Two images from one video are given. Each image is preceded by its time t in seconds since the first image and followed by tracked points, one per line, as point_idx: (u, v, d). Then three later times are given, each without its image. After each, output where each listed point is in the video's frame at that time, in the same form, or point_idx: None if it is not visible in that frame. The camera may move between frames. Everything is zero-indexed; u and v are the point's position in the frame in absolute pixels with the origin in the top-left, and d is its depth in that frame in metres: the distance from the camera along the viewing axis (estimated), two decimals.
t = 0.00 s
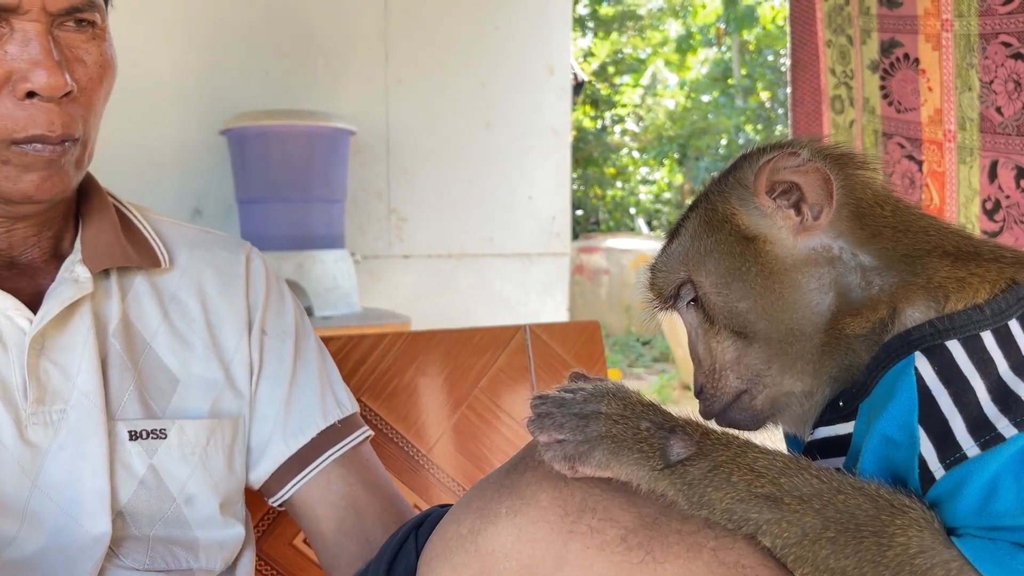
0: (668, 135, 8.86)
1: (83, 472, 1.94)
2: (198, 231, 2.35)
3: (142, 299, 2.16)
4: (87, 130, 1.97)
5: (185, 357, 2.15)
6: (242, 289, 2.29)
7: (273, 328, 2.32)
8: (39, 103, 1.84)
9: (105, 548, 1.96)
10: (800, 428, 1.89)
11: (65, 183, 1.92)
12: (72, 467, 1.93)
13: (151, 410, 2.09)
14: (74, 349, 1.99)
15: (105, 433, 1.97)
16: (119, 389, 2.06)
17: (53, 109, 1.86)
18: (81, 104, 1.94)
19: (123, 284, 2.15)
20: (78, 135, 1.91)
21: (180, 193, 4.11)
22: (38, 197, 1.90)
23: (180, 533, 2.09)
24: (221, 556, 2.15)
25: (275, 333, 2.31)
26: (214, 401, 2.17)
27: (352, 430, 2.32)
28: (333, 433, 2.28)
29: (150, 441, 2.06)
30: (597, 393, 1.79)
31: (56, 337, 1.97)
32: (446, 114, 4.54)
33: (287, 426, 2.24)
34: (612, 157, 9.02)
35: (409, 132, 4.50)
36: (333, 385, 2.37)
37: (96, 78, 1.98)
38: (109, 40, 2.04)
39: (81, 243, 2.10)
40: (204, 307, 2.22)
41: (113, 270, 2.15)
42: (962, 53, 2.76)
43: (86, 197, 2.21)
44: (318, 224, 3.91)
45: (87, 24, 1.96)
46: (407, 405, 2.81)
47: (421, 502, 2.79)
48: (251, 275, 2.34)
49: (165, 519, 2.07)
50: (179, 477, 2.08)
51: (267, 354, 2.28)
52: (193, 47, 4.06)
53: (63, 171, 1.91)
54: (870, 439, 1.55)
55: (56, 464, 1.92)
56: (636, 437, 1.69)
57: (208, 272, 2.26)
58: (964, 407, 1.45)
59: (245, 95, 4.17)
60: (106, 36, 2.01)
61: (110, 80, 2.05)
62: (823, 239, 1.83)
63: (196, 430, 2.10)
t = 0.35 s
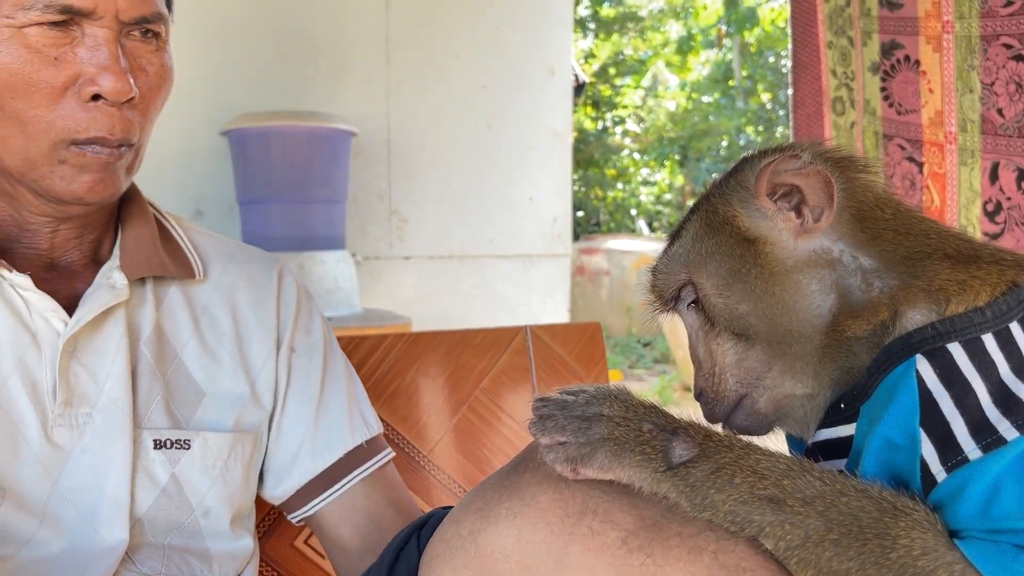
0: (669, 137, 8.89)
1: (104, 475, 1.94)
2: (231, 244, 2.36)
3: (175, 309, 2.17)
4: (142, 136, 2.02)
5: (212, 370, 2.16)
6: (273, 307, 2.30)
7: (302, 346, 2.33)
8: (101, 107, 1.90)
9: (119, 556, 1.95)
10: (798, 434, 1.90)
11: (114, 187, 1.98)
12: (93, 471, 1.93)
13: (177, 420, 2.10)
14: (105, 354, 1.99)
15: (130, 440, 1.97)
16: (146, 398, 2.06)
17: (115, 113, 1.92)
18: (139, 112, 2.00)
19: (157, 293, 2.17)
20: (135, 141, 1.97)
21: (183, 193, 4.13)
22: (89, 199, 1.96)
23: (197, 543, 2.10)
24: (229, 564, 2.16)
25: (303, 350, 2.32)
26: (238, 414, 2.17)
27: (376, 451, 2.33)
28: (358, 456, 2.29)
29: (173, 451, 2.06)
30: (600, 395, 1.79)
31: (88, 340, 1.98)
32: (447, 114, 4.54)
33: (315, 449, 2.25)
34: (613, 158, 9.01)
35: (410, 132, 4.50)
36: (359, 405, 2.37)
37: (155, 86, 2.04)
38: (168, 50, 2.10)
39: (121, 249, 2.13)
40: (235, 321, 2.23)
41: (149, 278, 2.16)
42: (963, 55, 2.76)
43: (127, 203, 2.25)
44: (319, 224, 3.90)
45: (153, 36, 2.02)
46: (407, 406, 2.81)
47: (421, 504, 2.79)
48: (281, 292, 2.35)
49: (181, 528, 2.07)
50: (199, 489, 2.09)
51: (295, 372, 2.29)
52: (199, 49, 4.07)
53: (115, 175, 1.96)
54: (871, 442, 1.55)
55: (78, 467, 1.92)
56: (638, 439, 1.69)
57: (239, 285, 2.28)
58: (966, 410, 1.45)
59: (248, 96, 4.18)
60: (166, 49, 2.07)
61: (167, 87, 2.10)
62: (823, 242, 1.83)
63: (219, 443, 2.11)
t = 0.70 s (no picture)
0: (669, 138, 8.92)
1: (117, 477, 1.95)
2: (255, 261, 2.40)
3: (199, 320, 2.20)
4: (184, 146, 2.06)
5: (228, 381, 2.18)
6: (297, 330, 2.35)
7: (320, 373, 2.40)
8: (153, 112, 1.94)
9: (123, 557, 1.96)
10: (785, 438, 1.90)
11: (152, 193, 2.00)
12: (106, 474, 1.94)
13: (192, 426, 2.12)
14: (124, 360, 2.01)
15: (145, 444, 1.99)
16: (163, 404, 2.09)
17: (164, 120, 1.96)
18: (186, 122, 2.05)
19: (181, 302, 2.20)
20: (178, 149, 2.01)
21: (185, 193, 4.18)
22: (127, 201, 1.98)
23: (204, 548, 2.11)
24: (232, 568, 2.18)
25: (320, 381, 2.40)
26: (250, 425, 2.19)
27: (370, 486, 2.45)
28: (354, 492, 2.42)
29: (185, 457, 2.07)
30: (594, 399, 1.79)
31: (108, 345, 1.99)
32: (447, 115, 4.55)
33: (323, 482, 2.36)
34: (613, 160, 9.07)
35: (411, 134, 4.51)
36: (365, 436, 2.48)
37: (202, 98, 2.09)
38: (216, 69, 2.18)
39: (146, 259, 2.15)
40: (257, 336, 2.27)
41: (174, 288, 2.19)
42: (962, 57, 2.83)
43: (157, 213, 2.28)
44: (321, 226, 3.93)
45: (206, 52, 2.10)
46: (407, 407, 2.82)
47: (421, 504, 2.80)
48: (307, 317, 2.41)
49: (188, 534, 2.08)
50: (208, 496, 2.10)
51: (312, 402, 2.37)
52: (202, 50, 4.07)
53: (155, 181, 1.99)
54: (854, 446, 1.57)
55: (91, 469, 1.93)
56: (633, 442, 1.69)
57: (264, 298, 2.32)
58: (944, 409, 1.45)
59: (250, 97, 4.20)
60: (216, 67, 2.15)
61: (211, 103, 2.14)
62: (795, 251, 1.85)
63: (231, 451, 2.13)
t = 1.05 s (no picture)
0: (668, 139, 8.95)
1: (121, 474, 1.95)
2: (261, 267, 2.40)
3: (205, 322, 2.20)
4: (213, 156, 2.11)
5: (233, 383, 2.18)
6: (304, 335, 2.36)
7: (323, 382, 2.41)
8: (190, 120, 1.99)
9: (121, 549, 1.96)
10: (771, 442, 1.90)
11: (177, 198, 2.04)
12: (109, 470, 1.94)
13: (198, 425, 2.12)
14: (130, 358, 2.00)
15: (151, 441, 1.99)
16: (168, 403, 2.09)
17: (198, 128, 2.00)
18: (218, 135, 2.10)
19: (189, 302, 2.20)
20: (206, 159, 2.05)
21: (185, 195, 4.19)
22: (152, 204, 2.02)
23: (206, 546, 2.11)
24: (231, 566, 2.18)
25: (324, 388, 2.41)
26: (256, 426, 2.21)
27: (365, 494, 2.46)
28: (349, 500, 2.42)
29: (190, 455, 2.08)
30: (589, 404, 1.76)
31: (116, 343, 1.99)
32: (446, 117, 4.56)
33: (319, 489, 2.37)
34: (613, 161, 9.02)
35: (411, 136, 4.52)
36: (360, 448, 2.49)
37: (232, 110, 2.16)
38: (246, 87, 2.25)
39: (156, 260, 2.17)
40: (264, 340, 2.27)
41: (182, 289, 2.19)
42: (961, 59, 2.80)
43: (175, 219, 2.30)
44: (321, 227, 3.95)
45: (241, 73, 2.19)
46: (408, 407, 2.82)
47: (421, 504, 2.81)
48: (314, 323, 2.42)
49: (190, 532, 2.09)
50: (212, 494, 2.10)
51: (313, 410, 2.38)
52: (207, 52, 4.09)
53: (181, 187, 2.03)
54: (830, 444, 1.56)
55: (95, 465, 1.93)
56: (628, 445, 1.67)
57: (273, 305, 2.33)
58: (909, 397, 1.43)
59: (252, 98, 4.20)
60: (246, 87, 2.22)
61: (239, 118, 2.22)
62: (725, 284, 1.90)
63: (235, 450, 2.13)
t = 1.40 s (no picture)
0: (668, 140, 8.95)
1: (116, 469, 1.96)
2: (259, 266, 2.40)
3: (204, 320, 2.21)
4: (212, 156, 2.12)
5: (231, 381, 2.19)
6: (303, 334, 2.37)
7: (322, 382, 2.42)
8: (192, 117, 2.00)
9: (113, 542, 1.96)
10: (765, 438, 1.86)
11: (176, 195, 2.05)
12: (104, 465, 1.94)
13: (194, 421, 2.12)
14: (128, 353, 2.01)
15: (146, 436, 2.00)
16: (166, 399, 2.09)
17: (196, 126, 2.00)
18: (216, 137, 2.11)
19: (186, 300, 2.20)
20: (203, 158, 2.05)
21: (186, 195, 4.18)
22: (151, 201, 2.02)
23: (201, 542, 2.12)
24: (227, 564, 2.18)
25: (324, 385, 2.42)
26: (256, 424, 2.22)
27: (365, 495, 2.47)
28: (349, 500, 2.42)
29: (187, 450, 2.09)
30: (580, 398, 1.73)
31: (112, 339, 2.00)
32: (445, 118, 4.56)
33: (318, 487, 2.38)
34: (613, 162, 9.05)
35: (411, 136, 4.52)
36: (360, 451, 2.48)
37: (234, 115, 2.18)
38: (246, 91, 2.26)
39: (154, 260, 2.17)
40: (263, 339, 2.28)
41: (180, 286, 2.19)
42: (961, 59, 2.82)
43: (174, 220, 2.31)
44: (322, 227, 3.96)
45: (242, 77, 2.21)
46: (407, 407, 2.83)
47: (420, 504, 2.81)
48: (315, 322, 2.43)
49: (186, 528, 2.09)
50: (209, 490, 2.11)
51: (314, 407, 2.38)
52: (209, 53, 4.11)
53: (180, 185, 2.03)
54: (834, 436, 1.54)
55: (90, 459, 1.93)
56: (619, 438, 1.64)
57: (274, 305, 2.34)
58: (911, 383, 1.42)
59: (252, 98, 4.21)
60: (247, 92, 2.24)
61: (238, 121, 2.23)
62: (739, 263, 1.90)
63: (232, 446, 2.14)
